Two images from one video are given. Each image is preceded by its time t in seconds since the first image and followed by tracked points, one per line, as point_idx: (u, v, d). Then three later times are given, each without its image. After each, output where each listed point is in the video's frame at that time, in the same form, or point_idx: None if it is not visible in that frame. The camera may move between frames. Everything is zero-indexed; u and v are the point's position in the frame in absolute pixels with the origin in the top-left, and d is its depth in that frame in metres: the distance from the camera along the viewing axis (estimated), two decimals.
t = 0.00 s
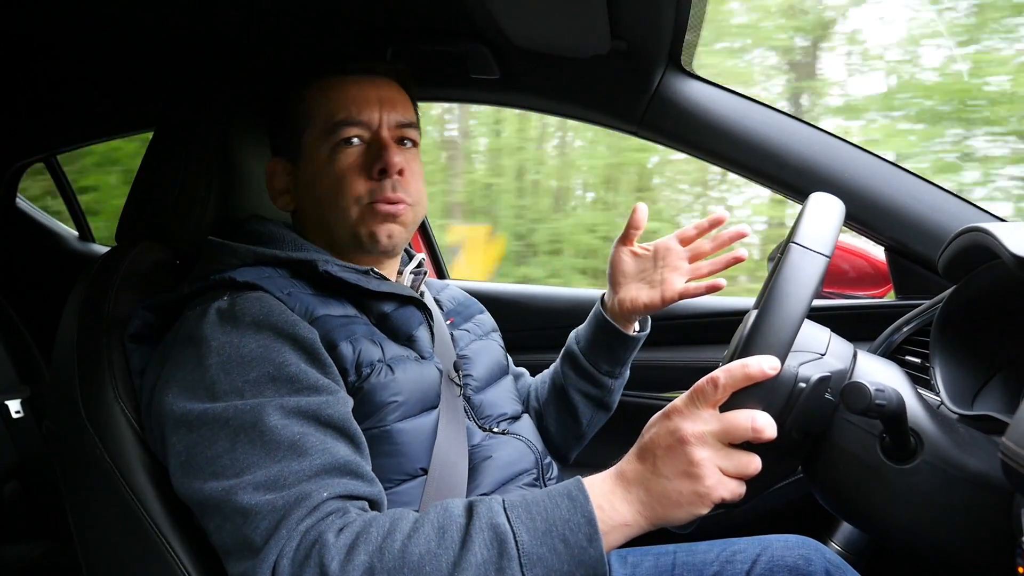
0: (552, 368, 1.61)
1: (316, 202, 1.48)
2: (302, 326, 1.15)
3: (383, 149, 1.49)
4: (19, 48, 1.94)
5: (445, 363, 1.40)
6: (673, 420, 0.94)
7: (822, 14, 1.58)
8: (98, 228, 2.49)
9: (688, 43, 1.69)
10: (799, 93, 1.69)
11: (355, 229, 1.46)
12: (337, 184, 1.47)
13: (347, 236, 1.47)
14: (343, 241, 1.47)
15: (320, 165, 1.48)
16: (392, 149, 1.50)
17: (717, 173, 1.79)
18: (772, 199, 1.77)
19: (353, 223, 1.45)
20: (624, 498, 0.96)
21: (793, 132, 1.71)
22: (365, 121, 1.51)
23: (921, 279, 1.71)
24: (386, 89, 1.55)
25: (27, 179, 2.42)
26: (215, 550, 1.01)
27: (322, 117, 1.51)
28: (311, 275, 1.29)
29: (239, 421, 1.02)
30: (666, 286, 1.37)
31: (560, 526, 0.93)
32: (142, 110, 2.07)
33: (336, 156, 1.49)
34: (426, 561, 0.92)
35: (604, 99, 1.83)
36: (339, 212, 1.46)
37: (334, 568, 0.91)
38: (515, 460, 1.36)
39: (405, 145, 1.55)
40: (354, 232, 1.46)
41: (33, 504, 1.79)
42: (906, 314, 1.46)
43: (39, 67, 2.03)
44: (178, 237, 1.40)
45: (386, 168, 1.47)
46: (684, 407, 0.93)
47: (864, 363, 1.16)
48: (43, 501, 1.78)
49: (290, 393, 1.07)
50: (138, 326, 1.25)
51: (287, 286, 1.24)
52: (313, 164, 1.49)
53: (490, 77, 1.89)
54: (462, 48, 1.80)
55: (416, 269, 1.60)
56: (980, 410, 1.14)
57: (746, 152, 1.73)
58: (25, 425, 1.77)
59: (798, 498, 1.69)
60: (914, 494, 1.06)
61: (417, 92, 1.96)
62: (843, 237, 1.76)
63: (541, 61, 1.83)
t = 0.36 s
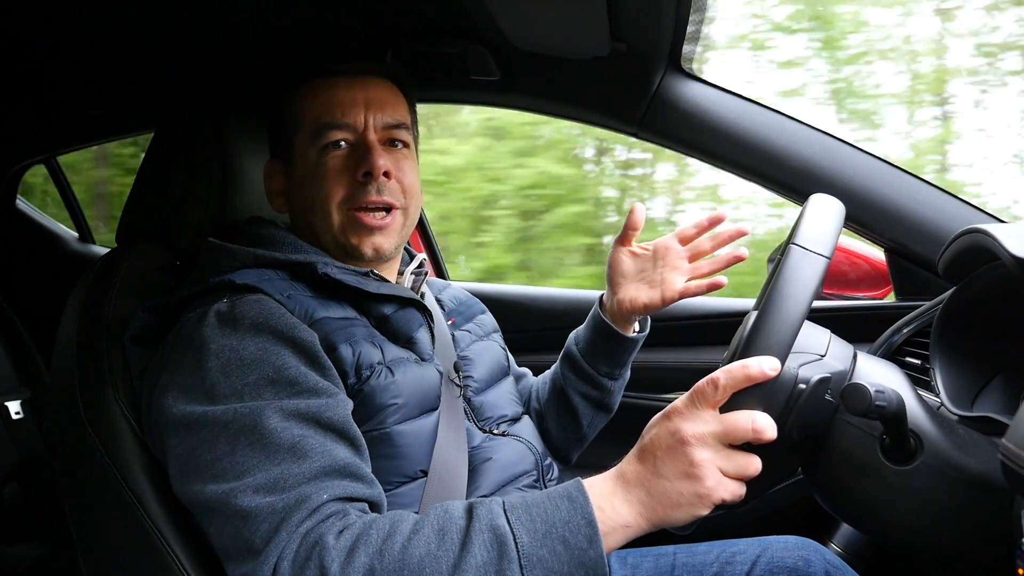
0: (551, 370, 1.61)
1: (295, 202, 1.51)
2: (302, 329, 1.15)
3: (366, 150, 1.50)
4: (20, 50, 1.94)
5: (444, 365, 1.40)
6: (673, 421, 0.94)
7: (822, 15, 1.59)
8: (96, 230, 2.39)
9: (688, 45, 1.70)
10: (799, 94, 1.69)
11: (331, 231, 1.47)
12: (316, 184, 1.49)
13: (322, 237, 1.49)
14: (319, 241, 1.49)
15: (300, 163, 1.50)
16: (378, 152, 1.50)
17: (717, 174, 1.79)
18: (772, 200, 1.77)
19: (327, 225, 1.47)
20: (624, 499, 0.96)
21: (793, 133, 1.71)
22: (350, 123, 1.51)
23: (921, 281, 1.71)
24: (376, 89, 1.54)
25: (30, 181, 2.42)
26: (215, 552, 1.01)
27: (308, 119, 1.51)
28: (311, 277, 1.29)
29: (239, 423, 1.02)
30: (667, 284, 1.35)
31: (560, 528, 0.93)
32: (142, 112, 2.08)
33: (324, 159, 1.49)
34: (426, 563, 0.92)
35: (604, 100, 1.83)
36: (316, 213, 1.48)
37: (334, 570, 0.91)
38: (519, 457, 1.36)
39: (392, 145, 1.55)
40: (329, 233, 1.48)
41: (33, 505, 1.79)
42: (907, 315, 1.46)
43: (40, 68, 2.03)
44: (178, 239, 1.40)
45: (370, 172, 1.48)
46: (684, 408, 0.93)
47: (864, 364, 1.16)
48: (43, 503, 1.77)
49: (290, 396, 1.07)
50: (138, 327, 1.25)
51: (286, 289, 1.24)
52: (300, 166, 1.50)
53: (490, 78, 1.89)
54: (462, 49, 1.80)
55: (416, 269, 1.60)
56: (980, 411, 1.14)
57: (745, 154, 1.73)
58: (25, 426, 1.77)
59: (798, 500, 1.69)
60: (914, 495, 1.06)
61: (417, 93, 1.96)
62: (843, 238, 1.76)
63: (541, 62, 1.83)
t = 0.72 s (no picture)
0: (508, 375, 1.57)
1: (343, 211, 1.46)
2: (301, 331, 1.15)
3: (416, 159, 1.49)
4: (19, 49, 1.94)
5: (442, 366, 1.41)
6: (673, 421, 0.94)
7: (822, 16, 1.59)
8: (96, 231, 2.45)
9: (687, 45, 1.69)
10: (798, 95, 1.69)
11: (388, 240, 1.44)
12: (369, 190, 1.45)
13: (376, 246, 1.45)
14: (372, 251, 1.46)
15: (351, 172, 1.46)
16: (434, 163, 1.49)
17: (717, 174, 1.79)
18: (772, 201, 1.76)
19: (387, 234, 1.44)
20: (625, 499, 0.96)
21: (794, 134, 1.71)
22: (406, 133, 1.49)
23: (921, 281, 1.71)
24: (410, 100, 1.54)
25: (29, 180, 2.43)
26: (216, 554, 1.01)
27: (365, 125, 1.47)
28: (310, 278, 1.29)
29: (239, 425, 1.02)
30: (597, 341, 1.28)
31: (560, 529, 0.93)
32: (142, 112, 2.08)
33: (379, 166, 1.46)
34: (427, 564, 0.92)
35: (604, 100, 1.83)
36: (371, 221, 1.44)
37: (335, 571, 0.90)
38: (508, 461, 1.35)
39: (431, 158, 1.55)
40: (386, 242, 1.45)
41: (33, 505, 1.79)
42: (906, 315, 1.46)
43: (38, 69, 2.03)
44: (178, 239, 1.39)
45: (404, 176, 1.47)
46: (685, 407, 0.93)
47: (863, 364, 1.16)
48: (43, 503, 1.78)
49: (289, 398, 1.07)
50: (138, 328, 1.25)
51: (285, 291, 1.24)
52: (351, 171, 1.46)
53: (490, 78, 1.88)
54: (461, 49, 1.80)
55: (412, 271, 1.60)
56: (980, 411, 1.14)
57: (746, 155, 1.73)
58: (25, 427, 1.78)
59: (798, 500, 1.69)
60: (913, 496, 1.06)
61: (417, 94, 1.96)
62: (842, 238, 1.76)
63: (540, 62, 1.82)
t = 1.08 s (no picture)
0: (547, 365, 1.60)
1: (341, 213, 1.46)
2: (299, 333, 1.14)
3: (415, 163, 1.49)
4: (19, 52, 1.94)
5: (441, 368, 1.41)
6: (673, 424, 0.94)
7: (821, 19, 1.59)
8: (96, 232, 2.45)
9: (687, 48, 1.69)
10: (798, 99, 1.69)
11: (383, 243, 1.45)
12: (366, 194, 1.46)
13: (370, 250, 1.46)
14: (367, 254, 1.47)
15: (349, 175, 1.46)
16: (433, 167, 1.50)
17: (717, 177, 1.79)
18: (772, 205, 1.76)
19: (383, 238, 1.45)
20: (625, 503, 0.96)
21: (793, 137, 1.71)
22: (406, 137, 1.50)
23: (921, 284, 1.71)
24: (410, 104, 1.54)
25: (29, 184, 2.41)
26: (215, 557, 1.01)
27: (365, 128, 1.47)
28: (308, 281, 1.29)
29: (239, 428, 1.02)
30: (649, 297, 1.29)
31: (560, 531, 0.93)
32: (142, 115, 2.08)
33: (379, 171, 1.46)
34: (427, 566, 0.92)
35: (604, 103, 1.83)
36: (368, 225, 1.45)
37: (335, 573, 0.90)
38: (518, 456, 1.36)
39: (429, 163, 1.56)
40: (381, 245, 1.45)
41: (33, 508, 1.79)
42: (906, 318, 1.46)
43: (38, 73, 2.03)
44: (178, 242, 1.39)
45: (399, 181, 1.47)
46: (685, 410, 0.93)
47: (861, 367, 1.16)
48: (43, 506, 1.78)
49: (288, 401, 1.07)
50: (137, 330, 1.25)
51: (283, 294, 1.24)
52: (349, 175, 1.46)
53: (490, 81, 1.88)
54: (461, 52, 1.80)
55: (411, 273, 1.59)
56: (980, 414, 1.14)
57: (745, 158, 1.73)
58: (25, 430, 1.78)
59: (798, 503, 1.69)
60: (913, 499, 1.06)
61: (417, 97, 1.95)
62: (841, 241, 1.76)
63: (540, 65, 1.82)
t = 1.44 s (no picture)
0: (552, 371, 1.58)
1: (342, 213, 1.46)
2: (300, 336, 1.14)
3: (414, 162, 1.49)
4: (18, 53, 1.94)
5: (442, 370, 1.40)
6: (674, 423, 0.94)
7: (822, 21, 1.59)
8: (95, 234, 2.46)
9: (687, 49, 1.69)
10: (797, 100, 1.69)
11: (385, 241, 1.45)
12: (367, 193, 1.45)
13: (372, 248, 1.46)
14: (370, 253, 1.46)
15: (349, 174, 1.46)
16: (432, 165, 1.50)
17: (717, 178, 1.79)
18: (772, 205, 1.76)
19: (384, 236, 1.45)
20: (624, 503, 0.96)
21: (793, 138, 1.71)
22: (405, 136, 1.50)
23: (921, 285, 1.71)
24: (407, 103, 1.54)
25: (28, 185, 2.41)
26: (214, 560, 1.01)
27: (364, 126, 1.47)
28: (308, 283, 1.29)
29: (239, 430, 1.02)
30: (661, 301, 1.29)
31: (560, 532, 0.93)
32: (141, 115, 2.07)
33: (378, 169, 1.46)
34: (427, 568, 0.92)
35: (604, 104, 1.83)
36: (368, 223, 1.45)
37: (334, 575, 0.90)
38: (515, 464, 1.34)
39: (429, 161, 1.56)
40: (384, 243, 1.45)
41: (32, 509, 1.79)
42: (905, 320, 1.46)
43: (38, 73, 2.02)
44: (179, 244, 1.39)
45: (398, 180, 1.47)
46: (686, 410, 0.93)
47: (860, 369, 1.16)
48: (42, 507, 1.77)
49: (289, 403, 1.07)
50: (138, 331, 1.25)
51: (285, 296, 1.24)
52: (349, 173, 1.46)
53: (490, 83, 1.88)
54: (461, 53, 1.79)
55: (413, 276, 1.60)
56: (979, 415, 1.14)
57: (746, 160, 1.73)
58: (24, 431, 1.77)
59: (797, 504, 1.69)
60: (912, 501, 1.06)
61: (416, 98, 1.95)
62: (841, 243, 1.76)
63: (540, 66, 1.82)
